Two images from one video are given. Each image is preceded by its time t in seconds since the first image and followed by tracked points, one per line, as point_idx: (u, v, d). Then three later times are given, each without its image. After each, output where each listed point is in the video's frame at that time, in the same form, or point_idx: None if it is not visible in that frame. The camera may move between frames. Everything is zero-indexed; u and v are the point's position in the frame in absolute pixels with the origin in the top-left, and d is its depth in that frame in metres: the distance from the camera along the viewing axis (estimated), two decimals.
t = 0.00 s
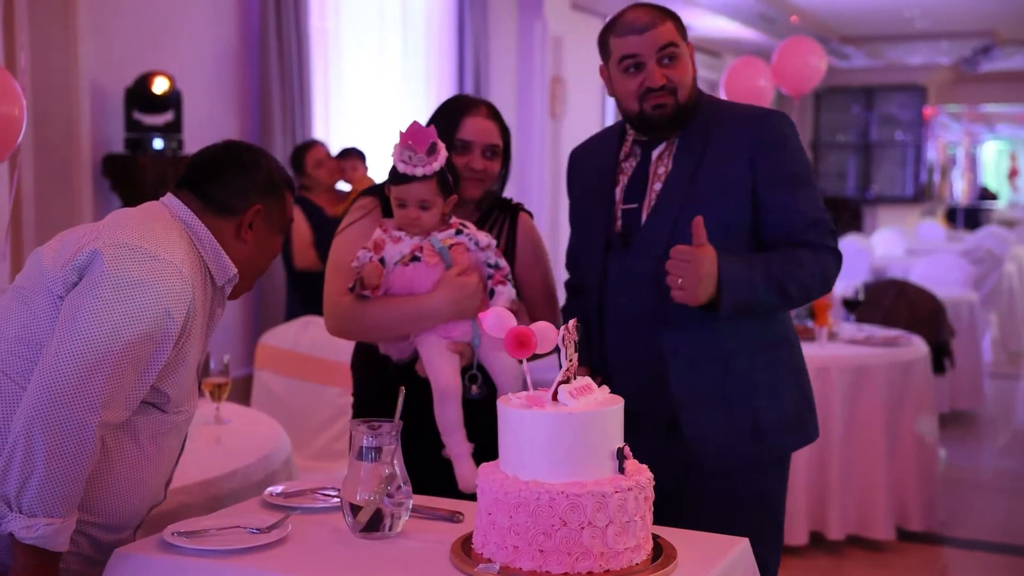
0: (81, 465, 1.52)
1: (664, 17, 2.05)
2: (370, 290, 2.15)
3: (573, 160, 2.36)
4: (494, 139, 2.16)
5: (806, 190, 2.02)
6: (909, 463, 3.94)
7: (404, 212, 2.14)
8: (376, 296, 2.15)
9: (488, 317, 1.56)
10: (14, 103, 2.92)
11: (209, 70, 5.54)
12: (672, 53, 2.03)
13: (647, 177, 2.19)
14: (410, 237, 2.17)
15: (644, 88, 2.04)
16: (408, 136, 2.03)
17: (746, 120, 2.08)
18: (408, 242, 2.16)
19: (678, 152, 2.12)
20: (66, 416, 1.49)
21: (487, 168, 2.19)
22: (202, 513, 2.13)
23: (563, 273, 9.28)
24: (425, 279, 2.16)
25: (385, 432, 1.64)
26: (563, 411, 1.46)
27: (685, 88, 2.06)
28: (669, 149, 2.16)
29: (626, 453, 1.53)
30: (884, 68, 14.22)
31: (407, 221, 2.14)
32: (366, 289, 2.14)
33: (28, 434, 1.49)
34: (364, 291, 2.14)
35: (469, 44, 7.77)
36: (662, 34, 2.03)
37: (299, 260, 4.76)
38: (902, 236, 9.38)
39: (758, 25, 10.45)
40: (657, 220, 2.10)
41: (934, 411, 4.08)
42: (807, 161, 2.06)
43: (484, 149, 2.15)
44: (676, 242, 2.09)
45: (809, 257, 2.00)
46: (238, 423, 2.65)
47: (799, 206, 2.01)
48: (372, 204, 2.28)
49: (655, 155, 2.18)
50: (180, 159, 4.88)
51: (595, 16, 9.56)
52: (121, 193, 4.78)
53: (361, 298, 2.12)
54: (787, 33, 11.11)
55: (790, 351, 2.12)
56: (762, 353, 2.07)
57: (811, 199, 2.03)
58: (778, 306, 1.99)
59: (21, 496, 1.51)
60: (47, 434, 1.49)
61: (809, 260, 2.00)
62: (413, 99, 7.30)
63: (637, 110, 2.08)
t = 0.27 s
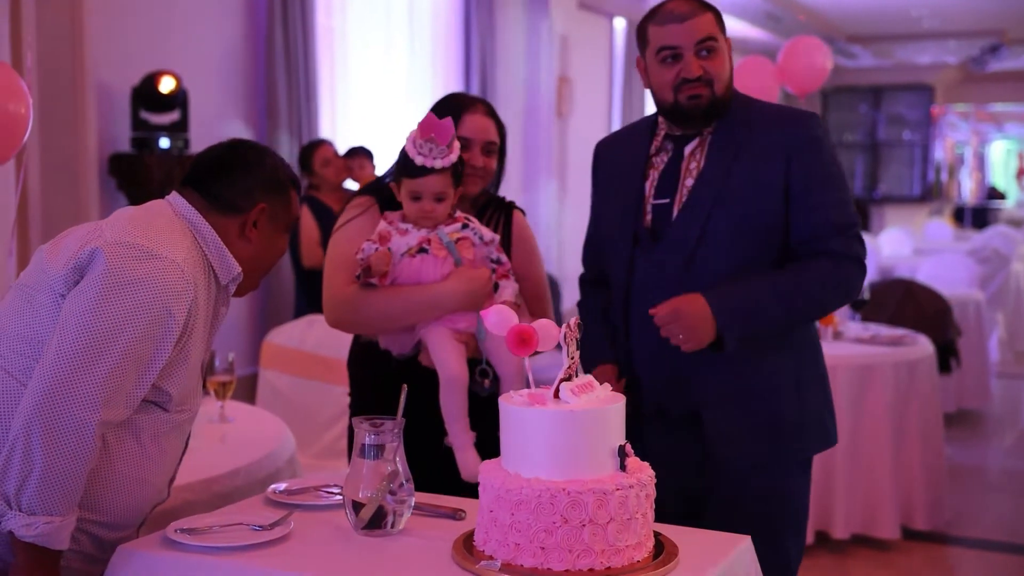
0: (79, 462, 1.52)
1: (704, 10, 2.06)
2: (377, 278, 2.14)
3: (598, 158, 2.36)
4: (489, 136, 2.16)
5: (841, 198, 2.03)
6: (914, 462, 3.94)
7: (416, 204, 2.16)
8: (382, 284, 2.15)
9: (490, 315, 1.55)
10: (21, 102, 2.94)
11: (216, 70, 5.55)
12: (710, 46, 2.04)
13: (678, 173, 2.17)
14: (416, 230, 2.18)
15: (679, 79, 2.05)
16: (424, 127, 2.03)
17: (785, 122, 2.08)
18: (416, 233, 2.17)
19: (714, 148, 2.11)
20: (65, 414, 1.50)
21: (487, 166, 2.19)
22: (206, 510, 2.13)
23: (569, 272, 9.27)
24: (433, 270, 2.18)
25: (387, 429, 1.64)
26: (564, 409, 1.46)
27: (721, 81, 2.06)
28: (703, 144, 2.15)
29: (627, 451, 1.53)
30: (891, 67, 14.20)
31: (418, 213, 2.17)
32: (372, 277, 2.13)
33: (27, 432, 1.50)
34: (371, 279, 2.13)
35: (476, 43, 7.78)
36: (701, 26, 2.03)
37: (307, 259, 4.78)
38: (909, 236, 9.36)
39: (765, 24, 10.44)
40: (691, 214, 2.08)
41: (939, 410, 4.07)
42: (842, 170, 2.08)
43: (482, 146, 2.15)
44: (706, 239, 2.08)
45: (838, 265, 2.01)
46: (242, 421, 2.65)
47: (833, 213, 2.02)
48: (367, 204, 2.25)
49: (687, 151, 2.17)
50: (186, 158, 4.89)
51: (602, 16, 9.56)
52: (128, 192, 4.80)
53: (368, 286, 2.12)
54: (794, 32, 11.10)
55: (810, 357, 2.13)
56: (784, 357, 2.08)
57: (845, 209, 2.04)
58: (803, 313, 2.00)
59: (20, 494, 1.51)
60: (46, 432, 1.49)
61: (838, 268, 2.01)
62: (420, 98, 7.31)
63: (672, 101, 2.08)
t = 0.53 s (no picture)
0: (74, 462, 1.53)
1: (743, 6, 2.05)
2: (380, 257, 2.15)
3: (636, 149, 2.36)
4: (491, 135, 2.18)
5: (870, 209, 1.99)
6: (918, 462, 3.93)
7: (420, 194, 2.14)
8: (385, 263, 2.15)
9: (487, 312, 1.56)
10: (23, 100, 2.94)
11: (220, 69, 5.56)
12: (747, 43, 2.02)
13: (709, 170, 2.16)
14: (417, 220, 2.17)
15: (714, 76, 2.04)
16: (436, 118, 2.05)
17: (821, 125, 2.05)
18: (417, 223, 2.16)
19: (745, 148, 2.09)
20: (60, 416, 1.50)
21: (487, 165, 2.21)
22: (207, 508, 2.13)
23: (574, 272, 9.26)
24: (432, 259, 2.14)
25: (385, 428, 1.65)
26: (558, 407, 1.47)
27: (756, 80, 2.05)
28: (735, 143, 2.13)
29: (625, 448, 1.53)
30: (898, 66, 14.16)
31: (421, 203, 2.15)
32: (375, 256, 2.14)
33: (22, 432, 1.50)
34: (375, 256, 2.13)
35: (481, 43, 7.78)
36: (738, 23, 2.02)
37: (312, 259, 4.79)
38: (915, 236, 9.33)
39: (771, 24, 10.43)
40: (713, 214, 2.08)
41: (943, 409, 4.06)
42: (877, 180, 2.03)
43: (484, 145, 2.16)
44: (728, 239, 2.06)
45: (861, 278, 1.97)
46: (244, 420, 2.65)
47: (859, 224, 1.98)
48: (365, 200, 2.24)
49: (720, 147, 2.16)
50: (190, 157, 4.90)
51: (607, 15, 9.55)
52: (132, 192, 4.80)
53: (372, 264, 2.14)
54: (800, 32, 11.08)
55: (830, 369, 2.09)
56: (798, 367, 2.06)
57: (874, 221, 2.00)
58: (813, 325, 1.98)
59: (15, 494, 1.52)
60: (41, 433, 1.50)
61: (861, 280, 1.97)
62: (425, 98, 7.31)
63: (705, 98, 2.08)
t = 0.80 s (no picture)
0: (65, 465, 1.53)
1: (747, 17, 1.93)
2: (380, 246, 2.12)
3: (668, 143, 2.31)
4: (500, 138, 2.16)
5: (877, 229, 1.89)
6: (920, 462, 3.93)
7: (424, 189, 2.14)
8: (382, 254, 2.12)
9: (483, 313, 1.55)
10: (26, 100, 2.95)
11: (223, 70, 5.57)
12: (740, 63, 1.93)
13: (721, 176, 2.11)
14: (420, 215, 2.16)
15: (706, 92, 1.99)
16: (433, 112, 2.03)
17: (839, 135, 1.95)
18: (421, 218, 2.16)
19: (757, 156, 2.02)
20: (50, 417, 1.50)
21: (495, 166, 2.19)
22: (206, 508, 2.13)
23: (578, 273, 9.25)
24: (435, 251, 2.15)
25: (383, 428, 1.65)
26: (557, 409, 1.47)
27: (752, 98, 1.96)
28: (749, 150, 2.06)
29: (622, 449, 1.53)
30: (903, 67, 14.15)
31: (425, 199, 2.16)
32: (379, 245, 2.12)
33: (12, 434, 1.51)
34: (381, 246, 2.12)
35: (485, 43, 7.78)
36: (733, 41, 1.93)
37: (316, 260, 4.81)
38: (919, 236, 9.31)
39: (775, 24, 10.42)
40: (718, 221, 2.02)
41: (946, 410, 4.05)
42: (891, 198, 1.92)
43: (491, 148, 2.15)
44: (728, 251, 2.00)
45: (858, 302, 1.88)
46: (244, 420, 2.65)
47: (860, 246, 1.89)
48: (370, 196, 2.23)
49: (733, 157, 2.10)
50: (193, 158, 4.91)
51: (611, 16, 9.56)
52: (136, 192, 4.81)
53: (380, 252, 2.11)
54: (804, 32, 11.07)
55: (836, 392, 2.01)
56: (800, 390, 1.98)
57: (879, 242, 1.90)
58: (809, 352, 1.91)
59: (6, 497, 1.52)
60: (30, 435, 1.50)
61: (857, 305, 1.88)
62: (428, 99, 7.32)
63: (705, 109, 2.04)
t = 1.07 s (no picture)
0: (45, 471, 1.52)
1: (738, 22, 1.89)
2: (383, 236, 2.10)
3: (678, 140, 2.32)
4: (506, 139, 2.11)
5: (861, 238, 1.86)
6: (921, 463, 3.92)
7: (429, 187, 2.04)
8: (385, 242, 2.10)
9: (478, 316, 1.58)
10: (28, 100, 2.95)
11: (226, 71, 5.58)
12: (730, 70, 1.90)
13: (714, 178, 2.12)
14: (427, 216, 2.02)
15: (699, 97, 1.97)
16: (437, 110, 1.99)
17: (831, 139, 1.92)
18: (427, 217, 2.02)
19: (749, 159, 2.00)
20: (26, 422, 1.51)
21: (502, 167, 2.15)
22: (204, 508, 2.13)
23: (580, 273, 9.25)
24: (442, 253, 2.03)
25: (379, 428, 1.65)
26: (551, 410, 1.46)
27: (742, 104, 1.92)
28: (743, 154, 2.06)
29: (617, 451, 1.53)
30: (907, 67, 14.12)
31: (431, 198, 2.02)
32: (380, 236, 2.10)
33: None
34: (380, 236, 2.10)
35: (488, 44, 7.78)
36: (723, 47, 1.89)
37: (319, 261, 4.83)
38: (922, 236, 9.29)
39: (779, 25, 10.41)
40: (707, 224, 2.01)
41: (947, 411, 4.04)
42: (875, 201, 1.89)
43: (497, 149, 2.10)
44: (714, 255, 2.00)
45: (840, 312, 1.85)
46: (244, 421, 2.66)
47: (842, 253, 1.86)
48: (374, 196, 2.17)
49: (728, 159, 2.10)
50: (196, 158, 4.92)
51: (615, 16, 9.56)
52: (138, 192, 4.82)
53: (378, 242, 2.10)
54: (809, 33, 11.06)
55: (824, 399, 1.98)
56: (785, 396, 1.97)
57: (863, 249, 1.87)
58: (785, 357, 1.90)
59: None
60: (6, 441, 1.51)
61: (837, 315, 1.85)
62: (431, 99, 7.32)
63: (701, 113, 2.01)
